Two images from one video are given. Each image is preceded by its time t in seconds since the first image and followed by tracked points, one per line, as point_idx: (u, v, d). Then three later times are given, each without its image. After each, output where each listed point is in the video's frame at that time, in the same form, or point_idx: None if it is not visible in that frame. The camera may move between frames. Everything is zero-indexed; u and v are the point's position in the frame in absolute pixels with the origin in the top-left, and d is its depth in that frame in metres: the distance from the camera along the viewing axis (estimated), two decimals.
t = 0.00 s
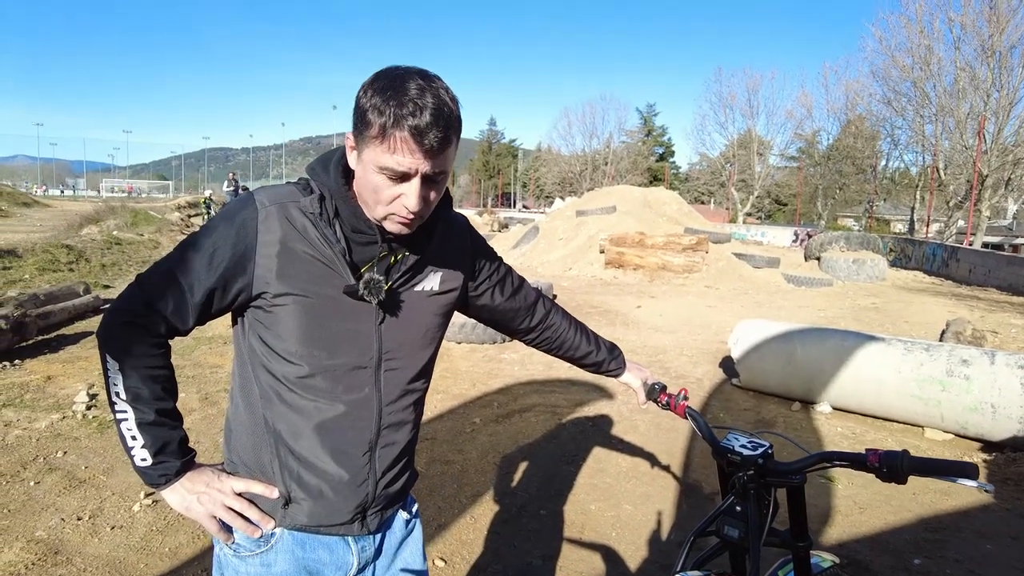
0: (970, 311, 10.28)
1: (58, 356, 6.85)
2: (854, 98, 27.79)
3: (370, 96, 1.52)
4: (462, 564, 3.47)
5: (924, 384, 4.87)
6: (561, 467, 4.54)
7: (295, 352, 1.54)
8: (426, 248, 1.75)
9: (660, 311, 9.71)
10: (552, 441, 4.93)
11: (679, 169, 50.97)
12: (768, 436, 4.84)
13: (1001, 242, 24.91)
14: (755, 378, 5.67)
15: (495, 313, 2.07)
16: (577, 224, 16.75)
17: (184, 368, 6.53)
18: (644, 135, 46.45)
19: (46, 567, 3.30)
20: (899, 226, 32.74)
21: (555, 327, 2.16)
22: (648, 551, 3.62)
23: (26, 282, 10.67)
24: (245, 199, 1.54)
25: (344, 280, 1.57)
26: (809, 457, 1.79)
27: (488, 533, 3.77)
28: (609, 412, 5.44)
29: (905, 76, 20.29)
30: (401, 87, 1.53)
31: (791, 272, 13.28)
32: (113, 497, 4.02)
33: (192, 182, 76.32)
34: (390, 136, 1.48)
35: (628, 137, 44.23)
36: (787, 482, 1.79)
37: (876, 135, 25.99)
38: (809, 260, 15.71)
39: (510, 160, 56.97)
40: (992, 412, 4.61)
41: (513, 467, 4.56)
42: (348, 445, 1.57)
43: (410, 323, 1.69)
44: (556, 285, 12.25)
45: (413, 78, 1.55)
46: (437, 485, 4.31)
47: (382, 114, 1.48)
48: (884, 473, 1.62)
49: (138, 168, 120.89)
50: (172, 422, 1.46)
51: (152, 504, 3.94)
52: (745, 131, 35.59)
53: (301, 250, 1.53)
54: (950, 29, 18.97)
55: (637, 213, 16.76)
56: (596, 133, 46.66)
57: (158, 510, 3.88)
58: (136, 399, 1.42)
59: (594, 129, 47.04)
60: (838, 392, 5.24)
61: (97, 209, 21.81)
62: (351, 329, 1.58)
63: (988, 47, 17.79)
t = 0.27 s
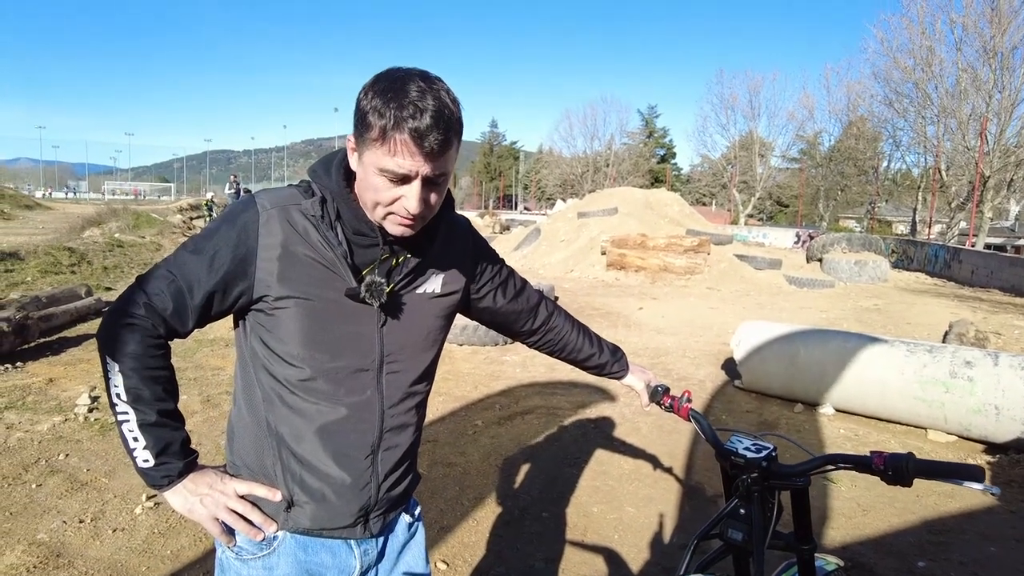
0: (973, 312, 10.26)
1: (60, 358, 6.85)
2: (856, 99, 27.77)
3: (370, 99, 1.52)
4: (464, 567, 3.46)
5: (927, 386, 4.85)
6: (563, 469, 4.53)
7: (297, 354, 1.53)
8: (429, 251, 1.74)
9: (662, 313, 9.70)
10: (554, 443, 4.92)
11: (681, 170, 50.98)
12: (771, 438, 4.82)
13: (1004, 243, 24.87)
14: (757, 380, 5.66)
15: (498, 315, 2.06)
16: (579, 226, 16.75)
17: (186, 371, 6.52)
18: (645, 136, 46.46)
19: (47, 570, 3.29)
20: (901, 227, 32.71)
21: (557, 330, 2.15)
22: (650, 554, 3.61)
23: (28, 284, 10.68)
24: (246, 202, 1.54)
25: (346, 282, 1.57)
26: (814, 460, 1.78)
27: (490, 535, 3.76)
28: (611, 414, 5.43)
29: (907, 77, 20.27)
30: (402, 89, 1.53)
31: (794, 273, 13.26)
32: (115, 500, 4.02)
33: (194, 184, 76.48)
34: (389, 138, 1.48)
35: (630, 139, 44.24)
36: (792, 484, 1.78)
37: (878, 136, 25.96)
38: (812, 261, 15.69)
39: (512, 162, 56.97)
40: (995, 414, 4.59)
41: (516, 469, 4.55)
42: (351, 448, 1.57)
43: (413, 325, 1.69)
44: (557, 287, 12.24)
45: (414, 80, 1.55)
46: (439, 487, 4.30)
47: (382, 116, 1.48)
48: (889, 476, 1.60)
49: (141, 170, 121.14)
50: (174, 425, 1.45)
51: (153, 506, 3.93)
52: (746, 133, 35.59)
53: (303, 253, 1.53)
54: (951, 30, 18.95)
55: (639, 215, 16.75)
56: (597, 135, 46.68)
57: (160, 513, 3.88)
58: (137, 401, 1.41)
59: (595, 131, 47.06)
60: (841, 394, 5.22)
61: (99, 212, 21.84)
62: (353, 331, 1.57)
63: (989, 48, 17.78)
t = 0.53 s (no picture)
0: (975, 313, 10.24)
1: (62, 360, 6.85)
2: (857, 100, 27.75)
3: (367, 87, 1.56)
4: (466, 569, 3.45)
5: (930, 388, 4.84)
6: (565, 471, 4.52)
7: (301, 357, 1.52)
8: (433, 252, 1.73)
9: (663, 314, 9.69)
10: (556, 445, 4.90)
11: (682, 171, 50.97)
12: (775, 440, 4.81)
13: (1006, 244, 24.83)
14: (759, 381, 5.64)
15: (501, 317, 2.05)
16: (580, 228, 16.73)
17: (187, 373, 6.52)
18: (646, 137, 46.46)
19: (48, 573, 3.28)
20: (903, 228, 32.67)
21: (561, 332, 2.14)
22: (653, 556, 3.59)
23: (30, 286, 10.68)
24: (250, 203, 1.53)
25: (351, 284, 1.56)
26: (820, 463, 1.77)
27: (493, 538, 3.75)
28: (614, 415, 5.42)
29: (908, 78, 20.26)
30: (397, 76, 1.57)
31: (795, 274, 13.24)
32: (117, 502, 4.01)
33: (196, 186, 76.58)
34: (384, 121, 1.51)
35: (631, 140, 44.23)
36: (797, 487, 1.77)
37: (879, 137, 25.95)
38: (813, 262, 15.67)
39: (513, 163, 56.98)
40: (999, 415, 4.57)
41: (518, 471, 4.54)
42: (354, 452, 1.56)
43: (417, 327, 1.68)
44: (559, 288, 12.24)
45: (410, 68, 1.59)
46: (441, 489, 4.29)
47: (377, 101, 1.52)
48: (897, 479, 1.59)
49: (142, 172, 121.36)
50: (176, 431, 1.44)
51: (155, 508, 3.92)
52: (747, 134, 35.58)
53: (307, 254, 1.52)
54: (953, 31, 18.95)
55: (640, 216, 16.74)
56: (599, 137, 46.70)
57: (162, 515, 3.87)
58: (140, 406, 1.41)
59: (596, 132, 47.10)
60: (844, 395, 5.21)
61: (100, 213, 21.87)
62: (357, 333, 1.56)
63: (991, 49, 17.77)
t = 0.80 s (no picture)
0: (977, 314, 10.23)
1: (63, 362, 6.85)
2: (858, 101, 27.75)
3: (368, 77, 1.59)
4: (468, 571, 3.44)
5: (932, 389, 4.83)
6: (567, 473, 4.51)
7: (304, 359, 1.52)
8: (438, 252, 1.73)
9: (665, 316, 9.67)
10: (558, 446, 4.90)
11: (682, 173, 50.98)
12: (777, 442, 4.80)
13: (1006, 245, 24.81)
14: (761, 382, 5.64)
15: (505, 319, 2.05)
16: (581, 229, 16.73)
17: (189, 374, 6.52)
18: (646, 139, 46.48)
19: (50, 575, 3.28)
20: (903, 229, 32.67)
21: (564, 334, 2.14)
22: (655, 558, 3.59)
23: (31, 288, 10.68)
24: (254, 203, 1.53)
25: (354, 285, 1.56)
26: (824, 464, 1.76)
27: (495, 539, 3.74)
28: (615, 417, 5.41)
29: (909, 79, 20.26)
30: (397, 66, 1.58)
31: (796, 275, 13.24)
32: (118, 504, 4.01)
33: (197, 187, 76.69)
34: (379, 108, 1.53)
35: (631, 142, 44.25)
36: (802, 489, 1.76)
37: (880, 138, 25.95)
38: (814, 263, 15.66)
39: (513, 165, 57.00)
40: (1002, 416, 4.56)
41: (519, 473, 4.54)
42: (357, 454, 1.55)
43: (421, 329, 1.67)
44: (560, 290, 12.23)
45: (411, 60, 1.60)
46: (443, 491, 4.28)
47: (374, 89, 1.54)
48: (902, 481, 1.59)
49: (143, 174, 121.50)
50: (178, 434, 1.44)
51: (157, 510, 3.92)
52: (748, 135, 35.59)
53: (311, 255, 1.52)
54: (953, 32, 18.96)
55: (641, 217, 16.74)
56: (599, 138, 46.73)
57: (163, 517, 3.87)
58: (143, 409, 1.40)
59: (597, 134, 47.14)
60: (846, 397, 5.20)
61: (102, 215, 21.88)
62: (360, 335, 1.56)
63: (992, 50, 17.78)
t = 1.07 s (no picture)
0: (978, 316, 10.21)
1: (64, 363, 6.85)
2: (858, 102, 27.76)
3: (373, 79, 1.62)
4: (469, 573, 3.44)
5: (933, 390, 4.82)
6: (568, 474, 4.51)
7: (306, 362, 1.52)
8: (440, 254, 1.73)
9: (665, 317, 9.67)
10: (559, 448, 4.89)
11: (682, 174, 50.98)
12: (778, 442, 4.80)
13: (1007, 246, 24.79)
14: (762, 383, 5.63)
15: (507, 321, 2.05)
16: (582, 231, 16.73)
17: (189, 376, 6.52)
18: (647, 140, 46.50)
19: None
20: (904, 230, 32.66)
21: (565, 335, 2.14)
22: (656, 560, 3.58)
23: (32, 290, 10.67)
24: (257, 204, 1.53)
25: (357, 286, 1.55)
26: (826, 465, 1.76)
27: (496, 541, 3.74)
28: (616, 418, 5.41)
29: (909, 80, 20.26)
30: (402, 69, 1.60)
31: (797, 277, 13.24)
32: (119, 506, 4.00)
33: (197, 189, 76.76)
34: (380, 107, 1.55)
35: (632, 143, 44.26)
36: (804, 490, 1.76)
37: (881, 140, 25.96)
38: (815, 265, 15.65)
39: (514, 166, 57.02)
40: (1003, 418, 4.55)
41: (521, 474, 4.53)
42: (359, 457, 1.55)
43: (424, 330, 1.67)
44: (561, 291, 12.24)
45: (417, 64, 1.62)
46: (444, 492, 4.28)
47: (377, 88, 1.57)
48: (904, 481, 1.59)
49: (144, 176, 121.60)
50: (180, 437, 1.44)
51: (157, 512, 3.91)
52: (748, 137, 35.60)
53: (314, 257, 1.52)
54: (953, 34, 18.96)
55: (642, 218, 16.73)
56: (600, 139, 46.75)
57: (164, 518, 3.86)
58: (144, 412, 1.40)
59: (597, 135, 47.17)
60: (847, 398, 5.19)
61: (102, 217, 21.88)
62: (363, 337, 1.56)
63: (992, 51, 17.78)
